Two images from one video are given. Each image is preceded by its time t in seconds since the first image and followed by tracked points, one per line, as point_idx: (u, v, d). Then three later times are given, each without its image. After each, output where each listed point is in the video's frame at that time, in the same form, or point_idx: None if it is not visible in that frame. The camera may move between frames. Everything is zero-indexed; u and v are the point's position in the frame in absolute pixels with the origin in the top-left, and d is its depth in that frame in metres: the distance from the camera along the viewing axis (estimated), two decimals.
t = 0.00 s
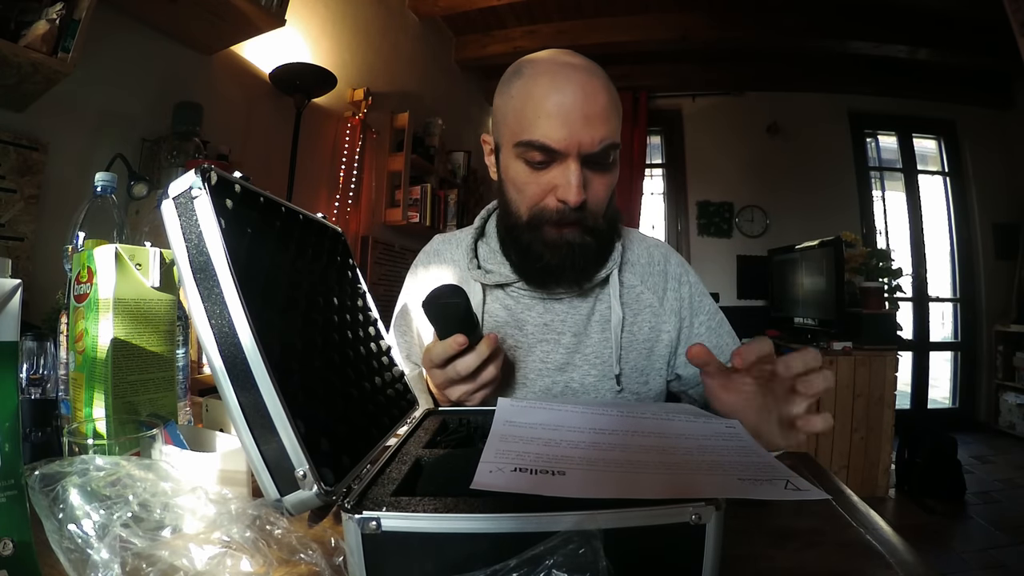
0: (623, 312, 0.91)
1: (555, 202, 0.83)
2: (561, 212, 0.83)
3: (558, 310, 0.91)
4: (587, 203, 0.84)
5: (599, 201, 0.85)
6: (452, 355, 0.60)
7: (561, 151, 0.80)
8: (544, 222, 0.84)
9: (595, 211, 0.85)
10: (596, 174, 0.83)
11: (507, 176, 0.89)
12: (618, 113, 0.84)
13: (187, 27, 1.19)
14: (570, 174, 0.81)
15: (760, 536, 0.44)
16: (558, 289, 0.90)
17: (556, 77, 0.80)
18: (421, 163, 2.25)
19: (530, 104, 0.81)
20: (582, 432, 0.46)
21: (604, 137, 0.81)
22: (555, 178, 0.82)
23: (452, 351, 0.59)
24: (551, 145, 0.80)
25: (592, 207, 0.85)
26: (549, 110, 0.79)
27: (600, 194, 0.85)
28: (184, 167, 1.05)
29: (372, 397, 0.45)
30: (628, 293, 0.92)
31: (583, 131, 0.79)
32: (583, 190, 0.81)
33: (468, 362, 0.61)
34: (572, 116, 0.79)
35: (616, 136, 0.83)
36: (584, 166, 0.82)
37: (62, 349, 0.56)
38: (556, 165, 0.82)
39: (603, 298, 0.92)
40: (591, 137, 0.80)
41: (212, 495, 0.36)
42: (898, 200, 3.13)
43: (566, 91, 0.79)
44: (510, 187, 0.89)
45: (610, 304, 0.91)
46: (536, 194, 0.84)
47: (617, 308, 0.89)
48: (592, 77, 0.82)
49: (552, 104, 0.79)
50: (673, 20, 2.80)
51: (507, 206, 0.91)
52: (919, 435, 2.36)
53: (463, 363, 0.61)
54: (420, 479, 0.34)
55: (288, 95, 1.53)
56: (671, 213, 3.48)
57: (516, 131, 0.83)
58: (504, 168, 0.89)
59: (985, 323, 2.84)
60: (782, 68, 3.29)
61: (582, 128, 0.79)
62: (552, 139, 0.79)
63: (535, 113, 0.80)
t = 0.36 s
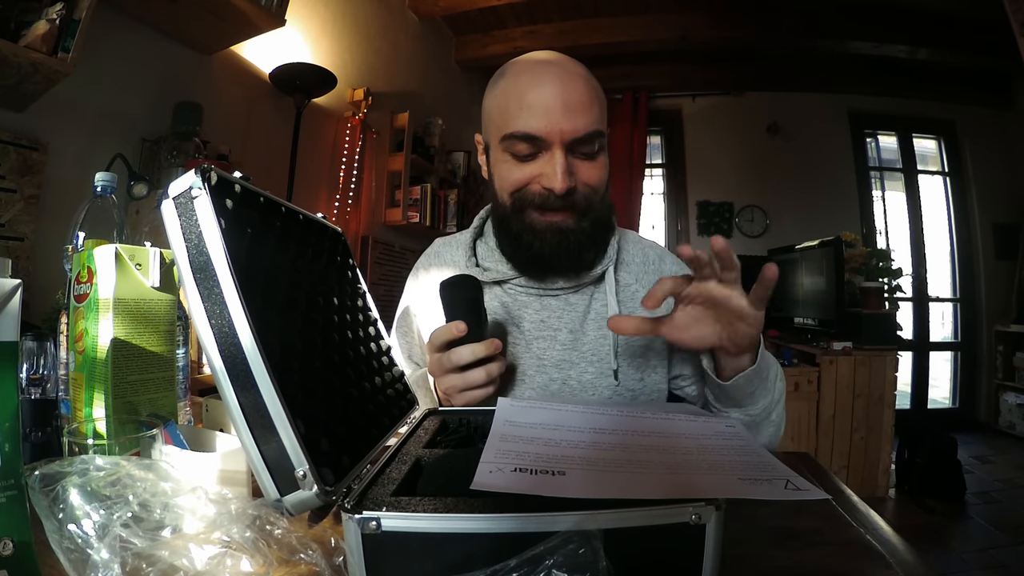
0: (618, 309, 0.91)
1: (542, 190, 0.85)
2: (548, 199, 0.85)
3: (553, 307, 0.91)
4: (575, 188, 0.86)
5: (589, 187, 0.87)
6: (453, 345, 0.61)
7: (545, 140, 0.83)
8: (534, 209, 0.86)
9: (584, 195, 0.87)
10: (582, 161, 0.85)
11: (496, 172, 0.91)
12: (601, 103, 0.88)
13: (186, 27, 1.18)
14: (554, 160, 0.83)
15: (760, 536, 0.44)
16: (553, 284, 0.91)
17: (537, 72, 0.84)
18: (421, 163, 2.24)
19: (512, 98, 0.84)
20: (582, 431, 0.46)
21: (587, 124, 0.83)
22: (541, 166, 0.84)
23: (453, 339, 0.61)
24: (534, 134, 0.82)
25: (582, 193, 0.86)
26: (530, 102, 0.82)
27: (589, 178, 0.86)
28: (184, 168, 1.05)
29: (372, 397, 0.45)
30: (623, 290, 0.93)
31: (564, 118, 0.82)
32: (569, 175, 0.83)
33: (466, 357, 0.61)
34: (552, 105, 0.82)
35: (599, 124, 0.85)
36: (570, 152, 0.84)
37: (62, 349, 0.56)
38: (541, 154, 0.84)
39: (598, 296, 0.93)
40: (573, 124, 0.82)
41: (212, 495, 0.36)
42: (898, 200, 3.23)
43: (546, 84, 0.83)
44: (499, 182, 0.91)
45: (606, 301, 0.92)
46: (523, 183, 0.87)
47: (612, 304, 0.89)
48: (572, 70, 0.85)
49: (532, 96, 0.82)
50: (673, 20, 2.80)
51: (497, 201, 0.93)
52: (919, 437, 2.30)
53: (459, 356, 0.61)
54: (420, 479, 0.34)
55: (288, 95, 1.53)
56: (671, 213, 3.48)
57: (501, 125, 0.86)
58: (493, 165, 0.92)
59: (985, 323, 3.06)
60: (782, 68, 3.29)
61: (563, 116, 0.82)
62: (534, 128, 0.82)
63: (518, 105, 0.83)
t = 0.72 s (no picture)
0: (611, 301, 0.91)
1: (533, 190, 0.87)
2: (540, 198, 0.87)
3: (548, 302, 0.92)
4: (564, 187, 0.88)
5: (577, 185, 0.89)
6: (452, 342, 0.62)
7: (532, 142, 0.84)
8: (526, 208, 0.88)
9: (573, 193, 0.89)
10: (569, 159, 0.87)
11: (488, 175, 0.93)
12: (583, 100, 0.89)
13: (186, 27, 1.18)
14: (544, 161, 0.85)
15: (762, 536, 0.44)
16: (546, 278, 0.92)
17: (522, 73, 0.84)
18: (421, 164, 2.24)
19: (498, 100, 0.85)
20: (582, 431, 0.46)
21: (572, 123, 0.84)
22: (531, 167, 0.86)
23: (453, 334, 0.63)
24: (522, 137, 0.84)
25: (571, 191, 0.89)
26: (517, 104, 0.83)
27: (575, 176, 0.88)
28: (184, 168, 1.05)
29: (372, 397, 0.45)
30: (616, 285, 0.93)
31: (550, 119, 0.83)
32: (557, 174, 0.85)
33: (460, 354, 0.62)
34: (538, 105, 0.83)
35: (582, 121, 0.86)
36: (557, 152, 0.86)
37: (62, 349, 0.56)
38: (529, 155, 0.86)
39: (590, 290, 0.93)
40: (559, 124, 0.83)
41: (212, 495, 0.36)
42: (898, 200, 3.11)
43: (532, 84, 0.83)
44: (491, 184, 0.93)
45: (598, 294, 0.92)
46: (514, 184, 0.88)
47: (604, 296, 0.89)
48: (554, 69, 0.86)
49: (517, 98, 0.83)
50: (673, 20, 2.80)
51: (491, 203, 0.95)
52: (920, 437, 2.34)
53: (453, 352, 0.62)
54: (420, 479, 0.35)
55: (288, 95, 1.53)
56: (671, 213, 3.47)
57: (487, 125, 0.87)
58: (483, 167, 0.94)
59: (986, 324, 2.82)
60: (782, 68, 3.30)
61: (549, 117, 0.83)
62: (522, 130, 0.83)
63: (504, 110, 0.84)
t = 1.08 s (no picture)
0: (604, 301, 0.92)
1: (525, 165, 0.93)
2: (530, 172, 0.93)
3: (540, 301, 0.92)
4: (554, 163, 0.94)
5: (567, 164, 0.96)
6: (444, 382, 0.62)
7: (523, 116, 0.92)
8: (518, 185, 0.94)
9: (562, 170, 0.95)
10: (558, 138, 0.94)
11: (482, 160, 0.98)
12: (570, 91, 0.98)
13: (187, 28, 1.19)
14: (535, 135, 0.92)
15: (761, 536, 0.44)
16: (535, 279, 0.91)
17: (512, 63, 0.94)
18: (421, 163, 2.24)
19: (491, 86, 0.94)
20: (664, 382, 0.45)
21: (560, 102, 0.93)
22: (523, 142, 0.92)
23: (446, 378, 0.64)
24: (514, 114, 0.92)
25: (561, 169, 0.95)
26: (509, 85, 0.92)
27: (564, 155, 0.95)
28: (184, 167, 1.05)
29: (373, 397, 0.45)
30: (609, 283, 0.93)
31: (541, 98, 0.91)
32: (546, 147, 0.92)
33: (451, 394, 0.61)
34: (528, 85, 0.91)
35: (569, 103, 0.95)
36: (547, 128, 0.93)
37: (62, 349, 0.56)
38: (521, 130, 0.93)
39: (582, 288, 0.94)
40: (548, 103, 0.92)
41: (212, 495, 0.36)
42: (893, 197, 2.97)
43: (523, 69, 0.93)
44: (485, 168, 0.98)
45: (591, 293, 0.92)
46: (506, 163, 0.94)
47: (595, 293, 0.90)
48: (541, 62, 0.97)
49: (510, 81, 0.92)
50: (673, 20, 2.80)
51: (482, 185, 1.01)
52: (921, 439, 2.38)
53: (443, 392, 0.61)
54: (420, 478, 0.35)
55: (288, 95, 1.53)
56: (672, 213, 3.48)
57: (480, 110, 0.95)
58: (478, 154, 0.99)
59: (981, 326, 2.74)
60: (782, 68, 3.30)
61: (539, 96, 0.91)
62: (515, 106, 0.91)
63: (498, 92, 0.92)
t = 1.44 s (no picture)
0: (606, 299, 0.91)
1: (520, 161, 0.92)
2: (525, 169, 0.92)
3: (540, 302, 0.92)
4: (547, 159, 0.93)
5: (561, 160, 0.94)
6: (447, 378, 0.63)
7: (517, 112, 0.92)
8: (513, 182, 0.93)
9: (556, 166, 0.94)
10: (553, 134, 0.93)
11: (478, 160, 0.98)
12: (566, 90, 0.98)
13: (187, 28, 1.19)
14: (529, 131, 0.91)
15: (761, 536, 0.44)
16: (535, 280, 0.91)
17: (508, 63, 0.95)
18: (421, 163, 2.24)
19: (486, 85, 0.94)
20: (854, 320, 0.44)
21: (554, 99, 0.93)
22: (516, 138, 0.92)
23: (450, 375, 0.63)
24: (508, 111, 0.92)
25: (555, 165, 0.94)
26: (504, 83, 0.92)
27: (559, 151, 0.94)
28: (184, 167, 1.05)
29: (372, 397, 0.45)
30: (610, 280, 0.93)
31: (534, 95, 0.92)
32: (539, 142, 0.91)
33: (456, 394, 0.61)
34: (522, 83, 0.92)
35: (564, 101, 0.94)
36: (540, 124, 0.93)
37: (62, 349, 0.56)
38: (515, 126, 0.92)
39: (582, 287, 0.93)
40: (542, 100, 0.92)
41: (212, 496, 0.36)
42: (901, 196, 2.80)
43: (518, 68, 0.93)
44: (482, 167, 0.98)
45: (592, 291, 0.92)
46: (501, 160, 0.94)
47: (596, 291, 0.90)
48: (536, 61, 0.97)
49: (504, 79, 0.92)
50: (673, 20, 2.79)
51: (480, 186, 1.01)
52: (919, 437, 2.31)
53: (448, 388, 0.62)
54: (420, 479, 0.35)
55: (288, 95, 1.53)
56: (671, 213, 3.47)
57: (476, 109, 0.96)
58: (474, 153, 0.99)
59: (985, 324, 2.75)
60: (783, 69, 3.30)
61: (532, 92, 0.91)
62: (508, 102, 0.91)
63: (492, 90, 0.93)
